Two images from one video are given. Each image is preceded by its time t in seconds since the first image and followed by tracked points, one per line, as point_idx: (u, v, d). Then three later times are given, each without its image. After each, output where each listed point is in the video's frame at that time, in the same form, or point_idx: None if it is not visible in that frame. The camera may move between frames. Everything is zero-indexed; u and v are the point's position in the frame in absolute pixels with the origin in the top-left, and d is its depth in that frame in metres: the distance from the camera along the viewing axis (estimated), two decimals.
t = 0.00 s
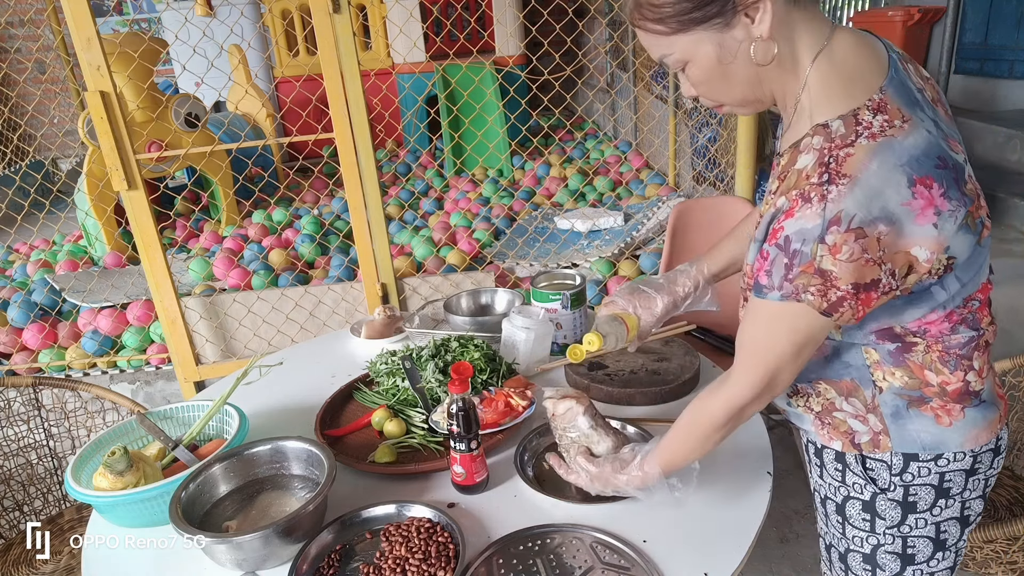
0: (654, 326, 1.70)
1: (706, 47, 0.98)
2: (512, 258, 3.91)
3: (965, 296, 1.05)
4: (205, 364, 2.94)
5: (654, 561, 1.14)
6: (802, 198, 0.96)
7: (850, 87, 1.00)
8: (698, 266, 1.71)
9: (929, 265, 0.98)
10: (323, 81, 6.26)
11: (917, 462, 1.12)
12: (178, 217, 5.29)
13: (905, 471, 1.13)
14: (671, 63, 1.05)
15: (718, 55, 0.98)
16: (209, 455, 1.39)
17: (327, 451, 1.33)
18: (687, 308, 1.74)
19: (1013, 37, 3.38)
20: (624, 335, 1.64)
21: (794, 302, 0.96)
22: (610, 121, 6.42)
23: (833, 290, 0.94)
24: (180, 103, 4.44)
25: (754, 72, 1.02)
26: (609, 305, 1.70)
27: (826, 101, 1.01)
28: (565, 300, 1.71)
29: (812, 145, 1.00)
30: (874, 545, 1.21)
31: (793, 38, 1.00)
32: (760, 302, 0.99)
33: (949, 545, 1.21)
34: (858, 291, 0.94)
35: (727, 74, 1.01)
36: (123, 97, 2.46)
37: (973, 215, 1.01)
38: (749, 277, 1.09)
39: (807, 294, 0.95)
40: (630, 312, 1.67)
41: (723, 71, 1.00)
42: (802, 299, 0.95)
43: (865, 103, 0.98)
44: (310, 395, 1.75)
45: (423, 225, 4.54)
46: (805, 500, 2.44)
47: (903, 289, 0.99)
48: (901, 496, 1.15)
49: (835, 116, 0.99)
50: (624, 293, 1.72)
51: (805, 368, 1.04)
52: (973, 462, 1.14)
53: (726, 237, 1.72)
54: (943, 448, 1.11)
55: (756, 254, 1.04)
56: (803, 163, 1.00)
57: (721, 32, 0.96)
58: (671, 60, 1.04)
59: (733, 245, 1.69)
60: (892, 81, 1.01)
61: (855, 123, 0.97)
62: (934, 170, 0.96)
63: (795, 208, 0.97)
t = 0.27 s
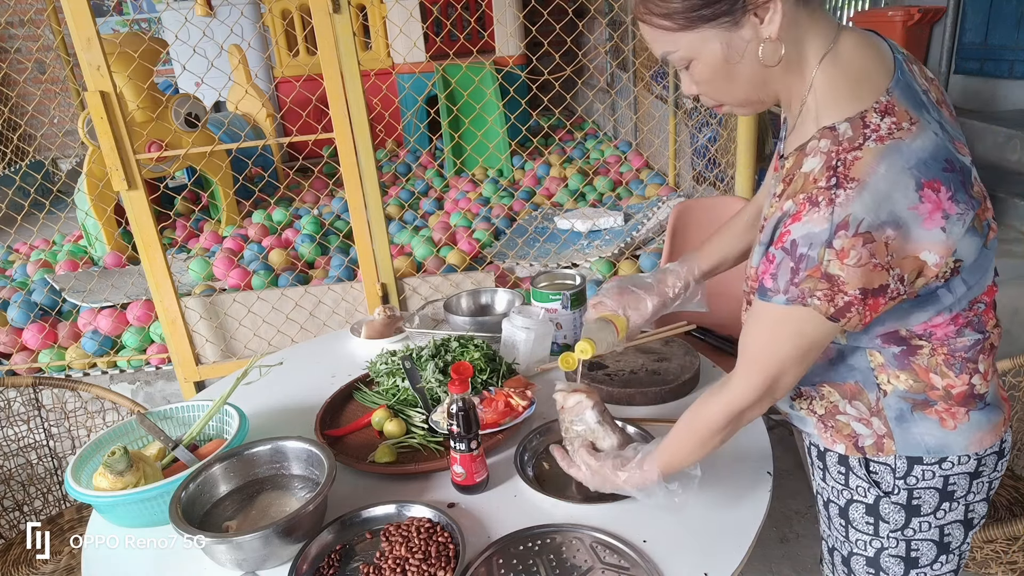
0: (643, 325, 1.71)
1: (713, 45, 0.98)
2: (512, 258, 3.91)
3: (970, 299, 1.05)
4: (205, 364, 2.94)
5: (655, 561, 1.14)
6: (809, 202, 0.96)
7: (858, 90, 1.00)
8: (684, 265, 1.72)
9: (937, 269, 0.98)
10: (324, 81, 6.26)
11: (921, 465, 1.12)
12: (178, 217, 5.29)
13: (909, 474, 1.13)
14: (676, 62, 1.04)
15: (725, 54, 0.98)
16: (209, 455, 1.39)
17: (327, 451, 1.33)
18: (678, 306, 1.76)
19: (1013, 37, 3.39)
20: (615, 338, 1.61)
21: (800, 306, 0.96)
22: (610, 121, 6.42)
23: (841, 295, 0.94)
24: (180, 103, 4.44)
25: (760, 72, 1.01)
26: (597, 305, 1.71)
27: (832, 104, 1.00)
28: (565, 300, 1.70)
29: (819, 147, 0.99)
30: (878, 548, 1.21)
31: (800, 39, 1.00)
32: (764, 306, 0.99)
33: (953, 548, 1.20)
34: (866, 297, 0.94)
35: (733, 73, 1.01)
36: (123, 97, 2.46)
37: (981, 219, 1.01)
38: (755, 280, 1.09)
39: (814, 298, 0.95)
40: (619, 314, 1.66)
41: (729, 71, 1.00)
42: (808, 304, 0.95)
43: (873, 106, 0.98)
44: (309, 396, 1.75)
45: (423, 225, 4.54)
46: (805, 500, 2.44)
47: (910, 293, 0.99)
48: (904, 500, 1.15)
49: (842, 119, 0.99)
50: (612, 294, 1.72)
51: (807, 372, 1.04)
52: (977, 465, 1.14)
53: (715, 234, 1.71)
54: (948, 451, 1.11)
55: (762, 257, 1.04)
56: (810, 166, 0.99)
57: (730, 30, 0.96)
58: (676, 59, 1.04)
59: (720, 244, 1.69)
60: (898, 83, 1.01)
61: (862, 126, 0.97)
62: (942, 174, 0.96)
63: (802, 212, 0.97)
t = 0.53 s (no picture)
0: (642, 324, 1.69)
1: (721, 44, 0.97)
2: (512, 258, 3.91)
3: (975, 302, 1.05)
4: (205, 364, 2.94)
5: (654, 561, 1.14)
6: (814, 204, 0.96)
7: (866, 91, 0.99)
8: (682, 262, 1.72)
9: (943, 272, 0.98)
10: (324, 81, 6.26)
11: (922, 468, 1.12)
12: (178, 217, 5.30)
13: (910, 477, 1.13)
14: (682, 60, 1.04)
15: (733, 53, 0.98)
16: (209, 455, 1.39)
17: (327, 451, 1.33)
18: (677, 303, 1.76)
19: (1013, 37, 3.39)
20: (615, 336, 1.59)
21: (802, 308, 0.96)
22: (610, 121, 6.42)
23: (844, 298, 0.94)
24: (180, 103, 4.44)
25: (767, 72, 1.01)
26: (596, 305, 1.66)
27: (840, 106, 1.01)
28: (565, 300, 1.72)
29: (826, 149, 0.99)
30: (878, 550, 1.21)
31: (809, 40, 1.00)
32: (767, 307, 0.99)
33: (955, 552, 1.20)
34: (870, 300, 0.94)
35: (740, 72, 1.00)
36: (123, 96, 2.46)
37: (987, 222, 1.01)
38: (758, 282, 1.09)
39: (817, 301, 0.95)
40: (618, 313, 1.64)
41: (736, 71, 1.00)
42: (811, 306, 0.95)
43: (880, 107, 0.98)
44: (310, 395, 1.75)
45: (423, 225, 4.54)
46: (805, 500, 2.44)
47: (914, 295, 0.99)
48: (905, 502, 1.15)
49: (850, 121, 0.99)
50: (611, 292, 1.68)
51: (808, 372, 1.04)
52: (979, 468, 1.14)
53: (713, 229, 1.72)
54: (950, 455, 1.10)
55: (766, 257, 1.04)
56: (816, 168, 1.00)
57: (738, 29, 0.96)
58: (682, 58, 1.03)
59: (718, 240, 1.69)
60: (906, 84, 1.00)
61: (869, 128, 0.97)
62: (949, 176, 0.96)
63: (806, 214, 0.97)
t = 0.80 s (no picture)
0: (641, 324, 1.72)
1: (725, 44, 0.97)
2: (512, 258, 3.91)
3: (978, 304, 1.05)
4: (205, 364, 2.94)
5: (654, 561, 1.14)
6: (816, 205, 0.96)
7: (869, 91, 1.00)
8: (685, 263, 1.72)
9: (945, 274, 0.98)
10: (324, 81, 6.26)
11: (924, 470, 1.12)
12: (178, 217, 5.29)
13: (912, 479, 1.13)
14: (685, 61, 1.04)
15: (737, 54, 0.98)
16: (209, 456, 1.39)
17: (327, 451, 1.33)
18: (678, 303, 1.75)
19: (1013, 37, 3.39)
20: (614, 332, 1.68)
21: (803, 309, 0.96)
22: (610, 121, 6.42)
23: (846, 300, 0.94)
24: (180, 103, 4.44)
25: (771, 73, 1.01)
26: (597, 301, 1.73)
27: (843, 106, 1.00)
28: (565, 300, 1.70)
29: (829, 150, 0.99)
30: (880, 552, 1.21)
31: (813, 40, 1.00)
32: (769, 308, 0.98)
33: (957, 554, 1.20)
34: (872, 302, 0.94)
35: (744, 73, 1.00)
36: (123, 97, 2.46)
37: (991, 224, 1.01)
38: (760, 283, 1.09)
39: (818, 302, 0.95)
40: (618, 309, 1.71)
41: (740, 71, 1.00)
42: (812, 307, 0.95)
43: (883, 108, 0.98)
44: (310, 396, 1.75)
45: (423, 225, 4.54)
46: (805, 500, 2.44)
47: (917, 297, 0.99)
48: (908, 505, 1.15)
49: (852, 121, 0.99)
50: (612, 288, 1.73)
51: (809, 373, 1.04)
52: (981, 470, 1.14)
53: (716, 232, 1.71)
54: (952, 457, 1.10)
55: (768, 257, 1.04)
56: (818, 169, 1.00)
57: (742, 30, 0.96)
58: (686, 58, 1.03)
59: (721, 243, 1.69)
60: (909, 85, 1.01)
61: (872, 129, 0.97)
62: (952, 178, 0.96)
63: (809, 215, 0.97)
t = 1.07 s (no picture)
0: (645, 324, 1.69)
1: (728, 43, 0.97)
2: (512, 258, 3.91)
3: (979, 305, 1.05)
4: (205, 364, 2.94)
5: (653, 561, 1.14)
6: (817, 205, 0.96)
7: (871, 91, 0.99)
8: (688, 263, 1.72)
9: (946, 274, 0.98)
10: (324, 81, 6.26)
11: (922, 470, 1.12)
12: (178, 217, 5.29)
13: (911, 479, 1.13)
14: (688, 60, 1.04)
15: (739, 53, 0.98)
16: (209, 455, 1.39)
17: (326, 452, 1.33)
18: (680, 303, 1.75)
19: (1013, 37, 3.39)
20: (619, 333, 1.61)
21: (803, 310, 0.96)
22: (610, 120, 6.42)
23: (846, 300, 0.94)
24: (180, 103, 4.44)
25: (772, 72, 1.01)
26: (602, 301, 1.66)
27: (844, 106, 1.00)
28: (565, 300, 1.73)
29: (830, 150, 0.99)
30: (878, 552, 1.21)
31: (816, 39, 1.00)
32: (770, 308, 0.99)
33: (956, 555, 1.20)
34: (872, 302, 0.94)
35: (746, 72, 1.00)
36: (123, 97, 2.46)
37: (992, 225, 1.01)
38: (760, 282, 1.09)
39: (817, 302, 0.95)
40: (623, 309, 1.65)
41: (742, 70, 1.00)
42: (812, 307, 0.95)
43: (885, 108, 0.98)
44: (309, 396, 1.75)
45: (423, 225, 4.54)
46: (806, 500, 2.44)
47: (917, 298, 0.99)
48: (906, 505, 1.15)
49: (854, 121, 0.99)
50: (617, 288, 1.68)
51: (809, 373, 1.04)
52: (980, 471, 1.14)
53: (719, 231, 1.71)
54: (951, 457, 1.10)
55: (769, 257, 1.04)
56: (819, 168, 0.99)
57: (745, 30, 0.96)
58: (688, 57, 1.03)
59: (724, 242, 1.69)
60: (912, 85, 1.00)
61: (873, 129, 0.97)
62: (953, 179, 0.96)
63: (809, 215, 0.97)
